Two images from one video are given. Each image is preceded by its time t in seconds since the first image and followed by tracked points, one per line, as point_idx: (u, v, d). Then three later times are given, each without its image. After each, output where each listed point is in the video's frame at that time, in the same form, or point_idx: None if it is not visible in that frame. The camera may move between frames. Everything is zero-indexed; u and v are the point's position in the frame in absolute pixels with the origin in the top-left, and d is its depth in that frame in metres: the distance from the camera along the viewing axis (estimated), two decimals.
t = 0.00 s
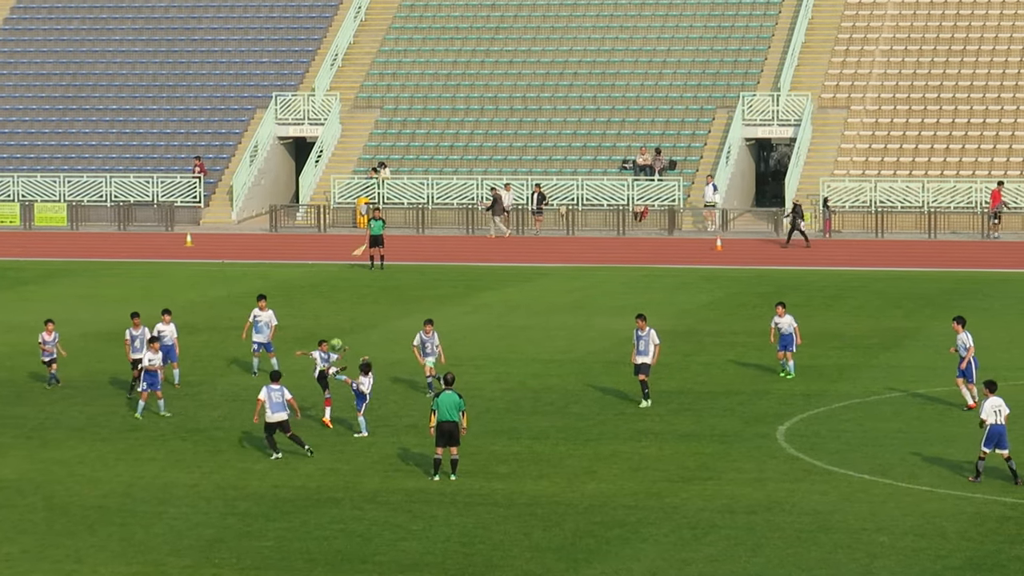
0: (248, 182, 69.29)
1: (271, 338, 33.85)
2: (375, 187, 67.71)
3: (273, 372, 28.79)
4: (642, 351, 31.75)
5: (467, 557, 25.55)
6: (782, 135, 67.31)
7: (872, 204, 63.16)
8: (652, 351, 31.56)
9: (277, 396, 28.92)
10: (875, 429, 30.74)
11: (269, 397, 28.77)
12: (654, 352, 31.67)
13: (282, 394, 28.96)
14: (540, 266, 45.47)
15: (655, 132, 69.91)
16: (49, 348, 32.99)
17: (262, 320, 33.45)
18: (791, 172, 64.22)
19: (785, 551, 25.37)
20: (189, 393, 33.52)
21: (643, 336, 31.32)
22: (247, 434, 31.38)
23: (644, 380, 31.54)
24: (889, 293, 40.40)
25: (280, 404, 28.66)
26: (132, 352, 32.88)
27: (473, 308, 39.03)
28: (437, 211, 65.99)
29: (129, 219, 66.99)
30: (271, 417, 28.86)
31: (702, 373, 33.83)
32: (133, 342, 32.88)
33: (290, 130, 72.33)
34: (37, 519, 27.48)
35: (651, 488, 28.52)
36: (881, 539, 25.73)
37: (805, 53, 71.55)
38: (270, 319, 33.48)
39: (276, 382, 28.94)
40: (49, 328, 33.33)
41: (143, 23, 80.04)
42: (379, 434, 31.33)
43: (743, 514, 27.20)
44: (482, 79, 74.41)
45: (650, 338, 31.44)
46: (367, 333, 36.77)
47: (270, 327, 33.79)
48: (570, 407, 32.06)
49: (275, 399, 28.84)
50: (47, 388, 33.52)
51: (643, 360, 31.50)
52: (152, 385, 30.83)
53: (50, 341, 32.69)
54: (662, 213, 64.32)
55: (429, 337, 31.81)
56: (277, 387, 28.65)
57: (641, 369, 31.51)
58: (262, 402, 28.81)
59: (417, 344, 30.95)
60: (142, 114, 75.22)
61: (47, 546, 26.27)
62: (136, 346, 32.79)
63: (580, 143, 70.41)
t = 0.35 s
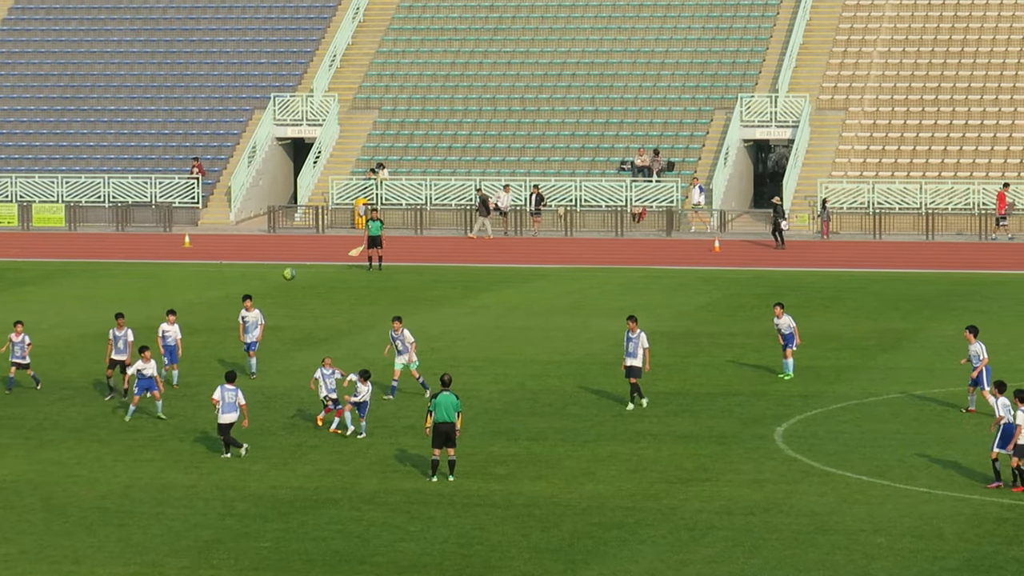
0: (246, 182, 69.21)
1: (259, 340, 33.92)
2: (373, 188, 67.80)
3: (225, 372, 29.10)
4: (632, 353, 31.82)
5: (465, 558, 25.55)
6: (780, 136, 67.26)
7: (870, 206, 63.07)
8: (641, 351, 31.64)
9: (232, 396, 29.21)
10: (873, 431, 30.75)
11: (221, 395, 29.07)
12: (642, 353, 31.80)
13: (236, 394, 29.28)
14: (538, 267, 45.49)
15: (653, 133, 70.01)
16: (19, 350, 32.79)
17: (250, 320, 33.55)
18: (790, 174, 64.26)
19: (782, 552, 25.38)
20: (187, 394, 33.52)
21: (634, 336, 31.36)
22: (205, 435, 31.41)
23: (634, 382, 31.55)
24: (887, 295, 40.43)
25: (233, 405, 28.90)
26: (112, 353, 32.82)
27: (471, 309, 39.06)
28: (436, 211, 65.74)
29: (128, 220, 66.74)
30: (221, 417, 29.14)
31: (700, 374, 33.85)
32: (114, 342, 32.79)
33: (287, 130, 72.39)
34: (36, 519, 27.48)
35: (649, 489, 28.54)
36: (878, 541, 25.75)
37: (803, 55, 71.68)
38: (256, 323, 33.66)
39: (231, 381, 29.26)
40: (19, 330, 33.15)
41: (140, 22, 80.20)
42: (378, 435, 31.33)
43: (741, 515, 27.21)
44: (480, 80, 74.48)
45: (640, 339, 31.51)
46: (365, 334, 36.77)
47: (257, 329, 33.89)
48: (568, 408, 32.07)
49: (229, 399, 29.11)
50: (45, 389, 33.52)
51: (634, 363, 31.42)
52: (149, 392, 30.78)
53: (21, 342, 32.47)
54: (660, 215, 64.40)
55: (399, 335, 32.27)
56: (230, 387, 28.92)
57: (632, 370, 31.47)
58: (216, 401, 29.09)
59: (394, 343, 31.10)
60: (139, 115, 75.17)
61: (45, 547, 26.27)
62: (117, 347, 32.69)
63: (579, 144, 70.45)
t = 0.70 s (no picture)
0: (283, 180, 69.15)
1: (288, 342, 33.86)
2: (410, 187, 67.63)
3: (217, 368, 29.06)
4: (659, 351, 31.80)
5: (501, 557, 25.49)
6: (816, 135, 67.29)
7: (907, 205, 63.41)
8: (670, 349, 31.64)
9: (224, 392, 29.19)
10: (910, 430, 30.71)
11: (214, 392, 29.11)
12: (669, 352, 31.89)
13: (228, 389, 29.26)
14: (572, 267, 45.47)
15: (689, 132, 69.99)
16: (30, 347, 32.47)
17: (279, 324, 33.40)
18: (825, 173, 64.40)
19: (820, 552, 25.31)
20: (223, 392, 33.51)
21: (664, 336, 31.24)
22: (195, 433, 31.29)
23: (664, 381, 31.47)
24: (922, 295, 40.40)
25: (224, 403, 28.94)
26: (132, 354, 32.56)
27: (507, 308, 39.04)
28: (472, 211, 65.74)
29: (165, 218, 67.07)
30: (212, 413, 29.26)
31: (736, 373, 33.82)
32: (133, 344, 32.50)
33: (325, 128, 72.08)
34: (73, 517, 27.45)
35: (685, 489, 28.48)
36: (916, 540, 25.69)
37: (838, 55, 71.70)
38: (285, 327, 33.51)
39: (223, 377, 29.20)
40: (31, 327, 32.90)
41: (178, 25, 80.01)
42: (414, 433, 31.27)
43: (778, 514, 27.15)
44: (516, 79, 74.50)
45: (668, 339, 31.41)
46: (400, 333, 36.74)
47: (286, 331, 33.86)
48: (605, 407, 32.02)
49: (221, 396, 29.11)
50: (82, 386, 33.52)
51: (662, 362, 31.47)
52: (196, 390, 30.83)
53: (32, 337, 32.15)
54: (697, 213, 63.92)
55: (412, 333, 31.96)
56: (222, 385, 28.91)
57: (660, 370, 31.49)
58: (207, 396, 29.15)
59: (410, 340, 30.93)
60: (176, 112, 75.52)
61: (82, 544, 26.22)
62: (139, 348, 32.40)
63: (616, 143, 70.48)
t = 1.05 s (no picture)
0: (345, 177, 69.65)
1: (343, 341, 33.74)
2: (473, 185, 68.15)
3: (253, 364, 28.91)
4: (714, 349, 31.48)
5: (563, 554, 25.48)
6: (879, 134, 66.90)
7: (971, 204, 63.20)
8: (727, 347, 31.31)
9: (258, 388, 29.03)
10: (973, 430, 30.60)
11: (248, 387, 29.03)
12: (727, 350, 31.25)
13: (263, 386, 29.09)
14: (631, 264, 45.51)
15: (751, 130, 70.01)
16: (68, 349, 32.22)
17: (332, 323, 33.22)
18: (889, 171, 64.28)
19: (882, 551, 25.23)
20: (285, 389, 33.60)
21: (718, 333, 31.09)
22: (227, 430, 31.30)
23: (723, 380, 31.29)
24: (982, 295, 40.23)
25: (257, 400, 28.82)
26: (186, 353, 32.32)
27: (569, 306, 39.08)
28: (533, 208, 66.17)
29: (228, 215, 68.18)
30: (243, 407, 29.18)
31: (799, 372, 33.78)
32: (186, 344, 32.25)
33: (388, 127, 72.55)
34: (135, 512, 27.56)
35: (747, 487, 28.44)
36: (978, 540, 25.60)
37: (902, 54, 71.58)
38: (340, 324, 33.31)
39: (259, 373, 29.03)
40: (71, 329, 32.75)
41: (242, 22, 82.30)
42: (476, 431, 31.27)
43: (840, 513, 27.08)
44: (579, 77, 74.67)
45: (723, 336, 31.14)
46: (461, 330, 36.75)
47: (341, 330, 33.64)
48: (667, 405, 32.01)
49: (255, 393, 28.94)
50: (144, 382, 33.67)
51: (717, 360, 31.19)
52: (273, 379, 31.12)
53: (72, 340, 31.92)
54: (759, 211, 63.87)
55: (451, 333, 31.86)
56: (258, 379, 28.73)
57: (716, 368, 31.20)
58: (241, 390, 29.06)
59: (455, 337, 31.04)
60: (239, 110, 77.11)
61: (145, 540, 26.31)
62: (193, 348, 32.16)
63: (679, 141, 70.57)
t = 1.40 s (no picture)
0: (389, 175, 70.00)
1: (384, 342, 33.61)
2: (516, 182, 68.18)
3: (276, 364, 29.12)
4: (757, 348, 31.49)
5: (605, 552, 25.47)
6: (923, 132, 66.24)
7: (1016, 202, 62.72)
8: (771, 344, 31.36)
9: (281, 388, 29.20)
10: (1017, 428, 30.50)
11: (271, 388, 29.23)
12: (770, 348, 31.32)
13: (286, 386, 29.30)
14: (672, 262, 45.46)
15: (796, 128, 69.98)
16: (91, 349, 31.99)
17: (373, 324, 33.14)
18: (932, 170, 63.95)
19: (925, 550, 25.15)
20: (328, 386, 33.64)
21: (762, 332, 31.12)
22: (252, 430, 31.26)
23: (767, 379, 31.23)
24: None
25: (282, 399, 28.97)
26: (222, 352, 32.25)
27: (612, 304, 39.05)
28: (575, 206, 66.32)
29: (272, 212, 68.95)
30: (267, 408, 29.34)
31: (842, 370, 33.73)
32: (222, 342, 32.20)
33: (431, 124, 72.48)
34: (178, 509, 27.64)
35: (790, 486, 28.38)
36: (1021, 539, 25.53)
37: (946, 51, 71.30)
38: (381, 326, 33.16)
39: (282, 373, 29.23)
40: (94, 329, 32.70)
41: (285, 20, 82.28)
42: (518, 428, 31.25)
43: (883, 512, 27.01)
44: (622, 74, 74.58)
45: (766, 334, 31.19)
46: (503, 328, 36.73)
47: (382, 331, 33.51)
48: (710, 404, 31.97)
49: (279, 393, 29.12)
50: (187, 379, 33.74)
51: (760, 358, 31.20)
52: (318, 378, 31.35)
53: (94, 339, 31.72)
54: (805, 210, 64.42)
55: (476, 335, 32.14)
56: (281, 379, 28.96)
57: (759, 367, 31.21)
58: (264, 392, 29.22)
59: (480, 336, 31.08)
60: (283, 107, 77.23)
61: (188, 537, 26.36)
62: (229, 347, 32.13)
63: (723, 139, 70.16)
